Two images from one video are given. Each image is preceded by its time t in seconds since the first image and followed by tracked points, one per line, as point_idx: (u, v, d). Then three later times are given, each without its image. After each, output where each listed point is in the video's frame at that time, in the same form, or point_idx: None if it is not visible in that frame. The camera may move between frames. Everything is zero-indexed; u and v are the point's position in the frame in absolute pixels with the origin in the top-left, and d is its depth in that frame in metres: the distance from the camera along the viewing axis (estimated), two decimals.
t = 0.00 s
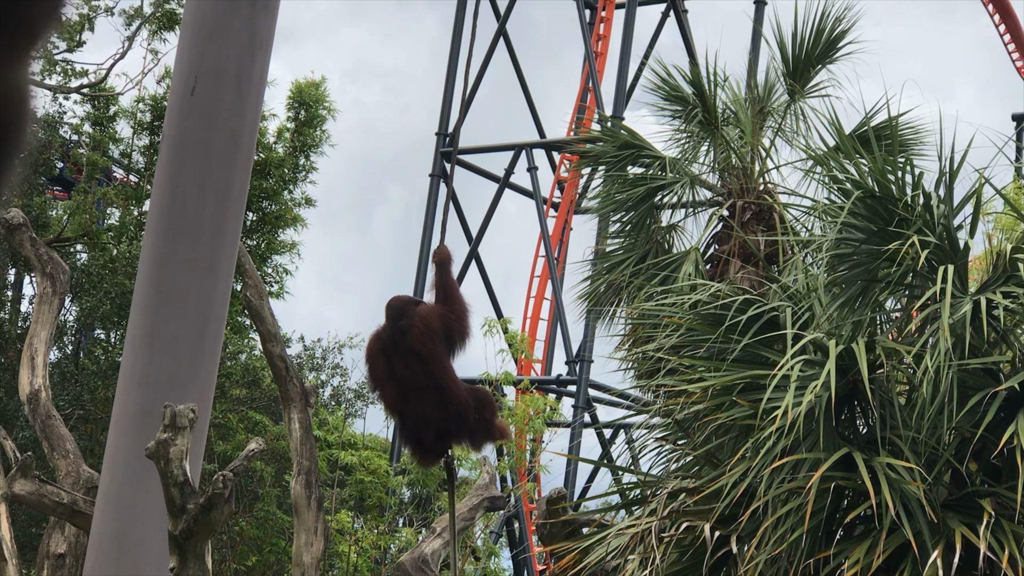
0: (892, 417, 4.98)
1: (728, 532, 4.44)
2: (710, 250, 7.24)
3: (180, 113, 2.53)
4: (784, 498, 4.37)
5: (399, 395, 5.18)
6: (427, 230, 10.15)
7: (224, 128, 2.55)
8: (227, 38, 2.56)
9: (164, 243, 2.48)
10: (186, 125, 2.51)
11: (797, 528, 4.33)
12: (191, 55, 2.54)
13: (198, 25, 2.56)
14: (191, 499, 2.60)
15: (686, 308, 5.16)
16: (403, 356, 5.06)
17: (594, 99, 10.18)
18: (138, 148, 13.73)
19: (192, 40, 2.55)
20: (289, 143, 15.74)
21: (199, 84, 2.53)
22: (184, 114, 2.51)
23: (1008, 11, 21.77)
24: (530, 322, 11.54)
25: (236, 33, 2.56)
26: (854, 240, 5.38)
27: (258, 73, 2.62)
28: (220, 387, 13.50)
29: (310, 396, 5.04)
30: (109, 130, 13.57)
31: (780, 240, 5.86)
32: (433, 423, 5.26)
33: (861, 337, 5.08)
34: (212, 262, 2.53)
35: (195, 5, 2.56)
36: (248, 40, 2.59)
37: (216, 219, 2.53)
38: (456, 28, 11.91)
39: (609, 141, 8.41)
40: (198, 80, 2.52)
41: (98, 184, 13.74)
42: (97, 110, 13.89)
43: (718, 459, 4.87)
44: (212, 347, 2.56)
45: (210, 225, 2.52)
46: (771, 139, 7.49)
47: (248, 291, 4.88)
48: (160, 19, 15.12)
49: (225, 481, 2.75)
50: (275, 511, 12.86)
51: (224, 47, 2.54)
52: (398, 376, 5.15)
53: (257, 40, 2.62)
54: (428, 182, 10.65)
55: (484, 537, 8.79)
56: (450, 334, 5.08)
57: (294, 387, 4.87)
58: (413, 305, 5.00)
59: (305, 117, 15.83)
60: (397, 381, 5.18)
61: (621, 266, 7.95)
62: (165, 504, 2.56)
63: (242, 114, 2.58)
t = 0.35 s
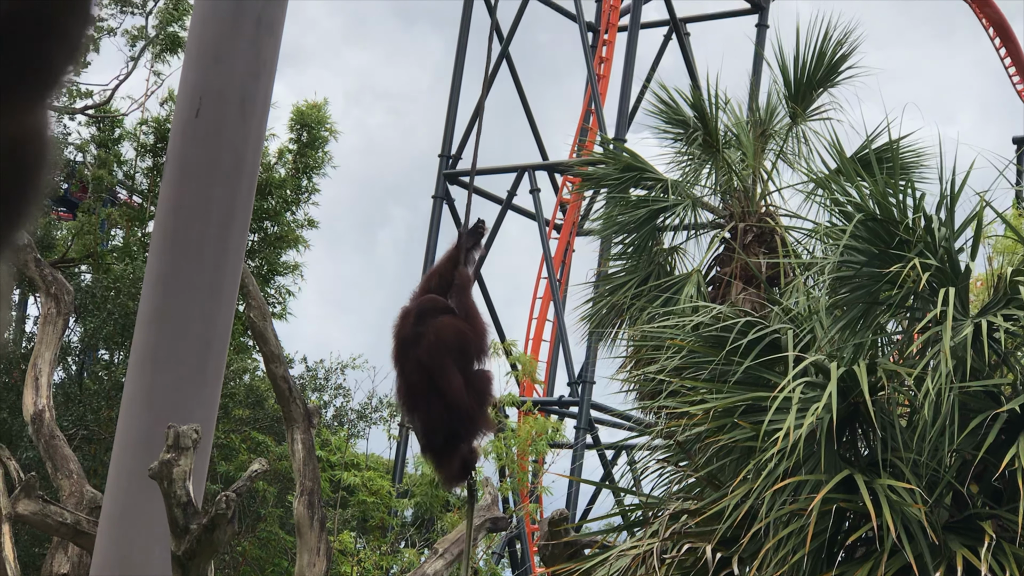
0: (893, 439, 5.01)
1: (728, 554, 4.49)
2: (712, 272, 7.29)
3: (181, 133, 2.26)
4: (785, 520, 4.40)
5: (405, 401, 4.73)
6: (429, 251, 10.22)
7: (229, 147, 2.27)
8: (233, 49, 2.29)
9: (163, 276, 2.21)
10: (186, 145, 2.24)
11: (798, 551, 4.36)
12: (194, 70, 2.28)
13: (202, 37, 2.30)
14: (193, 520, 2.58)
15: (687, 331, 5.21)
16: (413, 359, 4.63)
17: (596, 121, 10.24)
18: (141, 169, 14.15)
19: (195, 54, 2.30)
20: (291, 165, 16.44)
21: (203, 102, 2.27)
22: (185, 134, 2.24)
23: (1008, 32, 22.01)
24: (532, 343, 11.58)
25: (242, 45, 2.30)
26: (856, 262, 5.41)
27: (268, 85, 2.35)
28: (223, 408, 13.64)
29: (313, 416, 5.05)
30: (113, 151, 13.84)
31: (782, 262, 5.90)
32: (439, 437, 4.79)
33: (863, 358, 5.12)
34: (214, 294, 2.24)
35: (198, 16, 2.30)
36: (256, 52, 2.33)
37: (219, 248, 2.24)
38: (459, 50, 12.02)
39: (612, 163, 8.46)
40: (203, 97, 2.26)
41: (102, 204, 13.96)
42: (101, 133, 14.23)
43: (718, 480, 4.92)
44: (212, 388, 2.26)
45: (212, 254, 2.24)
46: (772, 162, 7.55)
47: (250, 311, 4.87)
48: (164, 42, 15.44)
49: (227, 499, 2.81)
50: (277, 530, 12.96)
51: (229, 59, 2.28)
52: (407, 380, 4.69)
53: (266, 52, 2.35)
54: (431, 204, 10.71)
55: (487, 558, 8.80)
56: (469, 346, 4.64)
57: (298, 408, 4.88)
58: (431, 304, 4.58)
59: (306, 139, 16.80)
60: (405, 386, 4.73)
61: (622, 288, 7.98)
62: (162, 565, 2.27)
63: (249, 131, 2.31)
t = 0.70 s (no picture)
0: (894, 463, 5.01)
1: None
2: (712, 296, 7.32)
3: (183, 153, 2.14)
4: (786, 544, 4.39)
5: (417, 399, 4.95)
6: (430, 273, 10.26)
7: (230, 170, 2.16)
8: (234, 69, 2.18)
9: (159, 306, 2.08)
10: (186, 171, 2.13)
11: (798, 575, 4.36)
12: (194, 92, 2.17)
13: (203, 58, 2.19)
14: (191, 543, 2.57)
15: (688, 355, 5.24)
16: (431, 367, 4.81)
17: (596, 144, 10.28)
18: (142, 191, 14.28)
19: (197, 70, 2.18)
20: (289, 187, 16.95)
21: (203, 125, 2.16)
22: (184, 158, 2.13)
23: (1008, 56, 22.11)
24: (532, 366, 11.57)
25: (243, 66, 2.19)
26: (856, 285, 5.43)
27: (270, 103, 2.24)
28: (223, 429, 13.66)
29: (313, 439, 5.06)
30: (114, 173, 13.98)
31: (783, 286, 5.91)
32: (442, 442, 4.99)
33: (867, 382, 5.10)
34: (215, 319, 2.11)
35: (200, 36, 2.20)
36: (257, 72, 2.22)
37: (218, 277, 2.13)
38: (460, 73, 12.09)
39: (612, 186, 8.49)
40: (204, 119, 2.15)
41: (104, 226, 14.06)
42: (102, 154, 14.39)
43: (719, 504, 4.94)
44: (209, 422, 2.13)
45: (213, 278, 2.12)
46: (772, 186, 7.59)
47: (251, 334, 4.90)
48: (166, 63, 15.61)
49: (227, 523, 2.81)
50: (276, 553, 12.95)
51: (230, 80, 2.17)
52: (424, 383, 4.87)
53: (268, 72, 2.24)
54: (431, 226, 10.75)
55: None
56: (483, 366, 4.79)
57: (298, 431, 4.89)
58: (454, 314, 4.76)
59: (303, 159, 17.23)
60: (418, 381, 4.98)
61: (623, 311, 7.99)
62: None
63: (251, 153, 2.19)
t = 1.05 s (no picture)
0: (890, 487, 5.03)
1: None
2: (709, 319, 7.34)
3: (180, 176, 2.10)
4: (782, 568, 4.42)
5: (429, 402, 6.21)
6: (427, 295, 10.29)
7: (227, 195, 2.12)
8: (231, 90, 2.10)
9: (155, 329, 2.06)
10: (183, 196, 2.10)
11: None
12: (192, 113, 2.11)
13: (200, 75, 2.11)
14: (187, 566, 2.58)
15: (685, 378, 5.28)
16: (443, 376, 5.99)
17: (593, 167, 10.33)
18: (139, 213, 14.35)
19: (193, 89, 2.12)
20: (284, 208, 17.11)
21: (201, 146, 2.10)
22: (181, 183, 2.09)
23: (1004, 81, 22.31)
24: (528, 389, 11.58)
25: (241, 88, 2.11)
26: (853, 309, 5.45)
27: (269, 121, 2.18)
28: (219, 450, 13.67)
29: (309, 461, 5.06)
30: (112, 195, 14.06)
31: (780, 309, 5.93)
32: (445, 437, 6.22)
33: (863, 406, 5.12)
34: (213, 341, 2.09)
35: (198, 55, 2.12)
36: (257, 89, 2.14)
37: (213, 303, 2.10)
38: (458, 95, 12.16)
39: (610, 209, 8.53)
40: (201, 140, 2.10)
41: (101, 247, 14.11)
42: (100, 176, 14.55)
43: (716, 527, 4.97)
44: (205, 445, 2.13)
45: (212, 300, 2.09)
46: (769, 209, 7.63)
47: (249, 357, 4.91)
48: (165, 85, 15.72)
49: (223, 544, 2.83)
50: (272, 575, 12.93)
51: (227, 102, 2.10)
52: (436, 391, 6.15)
53: (267, 91, 2.15)
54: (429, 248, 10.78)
55: None
56: (488, 379, 5.93)
57: (294, 453, 4.88)
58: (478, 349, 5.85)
59: (298, 181, 17.34)
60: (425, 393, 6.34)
61: (621, 333, 8.00)
62: None
63: (248, 177, 2.13)
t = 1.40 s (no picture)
0: (881, 511, 5.08)
1: None
2: (701, 343, 7.38)
3: (174, 202, 2.18)
4: None
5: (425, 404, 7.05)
6: (421, 320, 10.31)
7: (221, 218, 2.20)
8: (226, 115, 2.20)
9: (151, 351, 2.13)
10: (178, 219, 2.17)
11: None
12: (185, 141, 2.19)
13: (195, 101, 2.20)
14: None
15: (678, 402, 5.32)
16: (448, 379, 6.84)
17: (586, 192, 10.38)
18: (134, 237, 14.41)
19: (187, 119, 2.21)
20: (277, 233, 17.17)
21: (195, 173, 2.18)
22: (177, 206, 2.17)
23: (994, 108, 22.56)
24: (521, 414, 11.57)
25: (234, 113, 2.19)
26: (845, 334, 5.47)
27: (262, 149, 2.26)
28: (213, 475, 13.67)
29: (302, 486, 5.05)
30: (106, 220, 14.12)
31: (771, 333, 5.97)
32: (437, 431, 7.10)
33: (854, 431, 5.16)
34: (206, 361, 2.15)
35: (192, 83, 2.22)
36: (250, 117, 2.22)
37: (208, 324, 2.16)
38: (451, 120, 12.24)
39: (603, 235, 8.57)
40: (195, 167, 2.18)
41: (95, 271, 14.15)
42: (95, 199, 14.64)
43: (708, 552, 5.01)
44: (199, 466, 2.17)
45: (204, 322, 2.15)
46: (761, 235, 7.69)
47: (242, 382, 4.93)
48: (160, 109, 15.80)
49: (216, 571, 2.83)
50: None
51: (221, 127, 2.19)
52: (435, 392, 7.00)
53: (259, 117, 2.25)
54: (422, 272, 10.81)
55: None
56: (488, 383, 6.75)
57: (288, 478, 4.88)
58: (489, 348, 6.43)
59: (291, 206, 17.43)
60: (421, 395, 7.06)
61: (614, 358, 8.04)
62: None
63: (242, 200, 2.21)
